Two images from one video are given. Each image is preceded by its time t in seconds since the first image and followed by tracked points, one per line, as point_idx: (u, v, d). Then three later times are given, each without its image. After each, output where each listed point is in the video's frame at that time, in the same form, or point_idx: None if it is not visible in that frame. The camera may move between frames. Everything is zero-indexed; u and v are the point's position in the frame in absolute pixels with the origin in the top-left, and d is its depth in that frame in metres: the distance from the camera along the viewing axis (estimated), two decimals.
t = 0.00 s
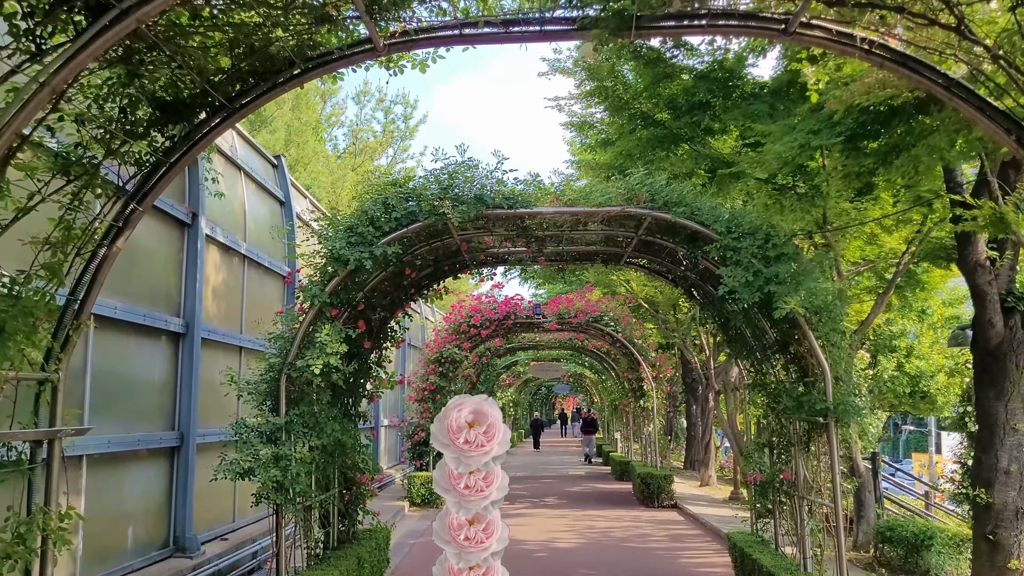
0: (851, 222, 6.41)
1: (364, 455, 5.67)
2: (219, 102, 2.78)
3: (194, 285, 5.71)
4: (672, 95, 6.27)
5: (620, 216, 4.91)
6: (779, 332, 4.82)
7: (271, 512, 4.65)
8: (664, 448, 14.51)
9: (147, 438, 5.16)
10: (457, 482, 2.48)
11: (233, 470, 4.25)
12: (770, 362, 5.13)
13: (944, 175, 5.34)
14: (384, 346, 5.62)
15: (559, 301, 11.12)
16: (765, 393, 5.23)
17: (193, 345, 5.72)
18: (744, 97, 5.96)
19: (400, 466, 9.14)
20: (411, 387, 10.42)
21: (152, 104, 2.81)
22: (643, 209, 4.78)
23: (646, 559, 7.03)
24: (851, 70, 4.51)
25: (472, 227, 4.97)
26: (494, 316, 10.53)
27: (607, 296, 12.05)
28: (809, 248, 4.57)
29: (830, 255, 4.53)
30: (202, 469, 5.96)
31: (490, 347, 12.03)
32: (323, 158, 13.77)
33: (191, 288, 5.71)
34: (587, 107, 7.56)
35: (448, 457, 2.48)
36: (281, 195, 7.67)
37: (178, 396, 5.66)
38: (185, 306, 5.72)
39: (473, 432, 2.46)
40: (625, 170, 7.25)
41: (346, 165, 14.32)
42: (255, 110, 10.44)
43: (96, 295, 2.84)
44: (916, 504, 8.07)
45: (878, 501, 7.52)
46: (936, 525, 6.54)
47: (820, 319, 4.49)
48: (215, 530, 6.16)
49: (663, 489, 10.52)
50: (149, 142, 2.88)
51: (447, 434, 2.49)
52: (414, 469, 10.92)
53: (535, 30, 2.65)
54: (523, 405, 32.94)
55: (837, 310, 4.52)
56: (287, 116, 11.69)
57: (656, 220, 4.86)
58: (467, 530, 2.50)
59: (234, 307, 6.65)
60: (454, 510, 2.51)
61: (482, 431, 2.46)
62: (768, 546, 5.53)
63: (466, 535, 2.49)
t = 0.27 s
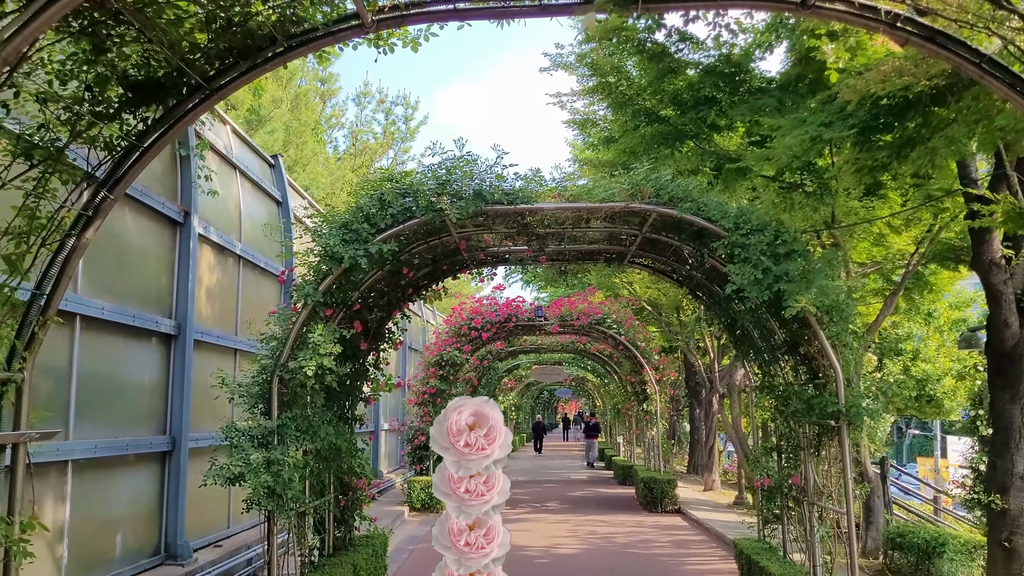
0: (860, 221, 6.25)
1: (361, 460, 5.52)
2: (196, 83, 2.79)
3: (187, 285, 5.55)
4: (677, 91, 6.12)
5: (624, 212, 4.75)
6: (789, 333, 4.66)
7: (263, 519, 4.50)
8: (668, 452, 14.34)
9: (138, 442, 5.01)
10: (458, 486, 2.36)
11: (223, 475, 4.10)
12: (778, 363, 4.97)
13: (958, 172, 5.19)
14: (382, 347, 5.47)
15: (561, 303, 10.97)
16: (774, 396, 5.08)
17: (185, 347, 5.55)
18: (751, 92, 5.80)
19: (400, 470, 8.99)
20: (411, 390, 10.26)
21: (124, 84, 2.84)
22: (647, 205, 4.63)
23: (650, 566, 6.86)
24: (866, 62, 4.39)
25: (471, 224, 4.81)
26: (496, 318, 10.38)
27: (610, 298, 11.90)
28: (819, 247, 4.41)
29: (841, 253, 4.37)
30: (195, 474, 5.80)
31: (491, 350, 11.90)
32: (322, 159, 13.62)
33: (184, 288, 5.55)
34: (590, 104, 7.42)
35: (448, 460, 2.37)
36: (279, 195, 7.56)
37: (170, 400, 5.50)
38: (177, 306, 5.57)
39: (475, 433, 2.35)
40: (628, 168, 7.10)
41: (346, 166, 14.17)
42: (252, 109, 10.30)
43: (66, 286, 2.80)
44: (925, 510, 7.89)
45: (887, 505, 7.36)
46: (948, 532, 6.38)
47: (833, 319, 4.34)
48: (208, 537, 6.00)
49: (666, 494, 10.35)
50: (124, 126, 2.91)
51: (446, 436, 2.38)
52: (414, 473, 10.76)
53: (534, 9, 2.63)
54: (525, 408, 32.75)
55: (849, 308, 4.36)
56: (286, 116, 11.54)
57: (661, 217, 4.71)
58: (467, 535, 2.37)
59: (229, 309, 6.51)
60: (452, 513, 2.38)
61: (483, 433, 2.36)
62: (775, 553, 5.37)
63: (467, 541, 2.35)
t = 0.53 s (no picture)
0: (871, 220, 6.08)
1: (357, 467, 5.34)
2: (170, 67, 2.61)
3: (177, 286, 5.38)
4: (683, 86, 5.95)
5: (629, 210, 4.57)
6: (801, 335, 4.48)
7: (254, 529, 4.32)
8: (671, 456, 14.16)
9: (126, 448, 4.83)
10: (459, 494, 2.24)
11: (211, 484, 3.92)
12: (789, 367, 4.80)
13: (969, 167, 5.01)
14: (378, 351, 5.29)
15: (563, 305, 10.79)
16: (784, 401, 4.89)
17: (176, 350, 5.38)
18: (759, 87, 5.62)
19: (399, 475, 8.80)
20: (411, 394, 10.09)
21: (91, 66, 2.72)
22: (653, 202, 4.46)
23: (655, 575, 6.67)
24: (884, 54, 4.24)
25: (470, 222, 4.64)
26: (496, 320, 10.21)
27: (613, 300, 11.72)
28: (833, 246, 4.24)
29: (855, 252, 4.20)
30: (186, 481, 5.63)
31: (492, 353, 11.74)
32: (321, 158, 13.44)
33: (174, 288, 5.38)
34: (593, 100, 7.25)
35: (448, 467, 2.25)
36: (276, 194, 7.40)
37: (160, 404, 5.33)
38: (168, 307, 5.40)
39: (475, 438, 2.24)
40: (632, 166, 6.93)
41: (345, 165, 13.98)
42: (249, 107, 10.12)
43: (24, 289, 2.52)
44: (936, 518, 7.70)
45: (898, 513, 7.17)
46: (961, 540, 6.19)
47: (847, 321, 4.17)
48: (200, 546, 5.83)
49: (670, 499, 10.16)
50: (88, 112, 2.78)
51: (446, 442, 2.26)
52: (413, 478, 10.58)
53: None
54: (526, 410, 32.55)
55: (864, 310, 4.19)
56: (284, 114, 11.37)
57: (667, 215, 4.53)
58: (468, 544, 2.26)
59: (223, 310, 6.33)
60: (453, 521, 2.27)
61: (484, 438, 2.25)
62: (785, 563, 5.18)
63: (467, 550, 2.24)
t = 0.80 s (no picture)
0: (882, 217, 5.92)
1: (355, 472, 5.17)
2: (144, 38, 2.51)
3: (169, 285, 5.22)
4: (689, 80, 5.80)
5: (635, 204, 4.41)
6: (815, 334, 4.31)
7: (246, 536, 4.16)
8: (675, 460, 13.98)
9: (115, 453, 4.67)
10: (457, 499, 2.08)
11: (201, 490, 3.76)
12: (801, 368, 4.63)
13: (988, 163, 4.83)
14: (376, 352, 5.13)
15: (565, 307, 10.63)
16: (796, 403, 4.73)
17: (167, 351, 5.21)
18: (767, 80, 5.47)
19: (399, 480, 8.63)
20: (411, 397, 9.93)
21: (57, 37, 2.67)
22: (661, 197, 4.29)
23: None
24: (902, 43, 4.10)
25: (470, 218, 4.48)
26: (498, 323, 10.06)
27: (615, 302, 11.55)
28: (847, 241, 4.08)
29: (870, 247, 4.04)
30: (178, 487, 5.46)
31: (493, 356, 11.59)
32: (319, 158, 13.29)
33: (165, 288, 5.21)
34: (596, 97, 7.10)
35: (446, 472, 2.09)
36: (272, 193, 7.24)
37: (150, 407, 5.16)
38: (159, 308, 5.23)
39: (475, 442, 2.08)
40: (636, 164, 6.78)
41: (344, 166, 13.83)
42: (246, 106, 9.98)
43: None
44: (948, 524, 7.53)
45: (910, 518, 6.99)
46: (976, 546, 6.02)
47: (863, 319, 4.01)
48: (195, 553, 5.66)
49: (675, 504, 9.98)
50: (60, 85, 2.73)
51: (444, 446, 2.10)
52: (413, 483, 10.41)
53: None
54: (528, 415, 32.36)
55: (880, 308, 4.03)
56: (281, 114, 11.22)
57: (675, 210, 4.37)
58: (469, 550, 2.11)
59: (217, 312, 6.17)
60: (453, 529, 2.11)
61: (484, 442, 2.10)
62: (797, 571, 5.01)
63: (467, 557, 2.09)
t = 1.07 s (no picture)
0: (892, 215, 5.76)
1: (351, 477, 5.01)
2: (112, 11, 2.27)
3: (159, 285, 5.06)
4: (695, 74, 5.65)
5: (641, 200, 4.25)
6: (828, 335, 4.15)
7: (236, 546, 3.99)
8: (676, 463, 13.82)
9: (102, 459, 4.51)
10: (454, 505, 1.92)
11: (188, 498, 3.60)
12: (813, 370, 4.47)
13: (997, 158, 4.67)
14: (373, 353, 4.96)
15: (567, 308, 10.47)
16: (808, 407, 4.56)
17: (157, 353, 5.05)
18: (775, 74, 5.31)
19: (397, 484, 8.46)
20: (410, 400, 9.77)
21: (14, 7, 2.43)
22: (668, 192, 4.13)
23: None
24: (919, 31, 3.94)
25: (470, 214, 4.32)
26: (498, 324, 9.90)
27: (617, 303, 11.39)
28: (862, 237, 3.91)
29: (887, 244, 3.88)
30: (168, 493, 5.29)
31: (494, 358, 11.44)
32: (317, 158, 13.13)
33: (155, 288, 5.05)
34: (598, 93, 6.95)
35: (443, 477, 1.93)
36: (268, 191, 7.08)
37: (140, 411, 5.00)
38: (148, 308, 5.07)
39: (473, 446, 1.92)
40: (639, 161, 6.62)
41: (342, 166, 13.68)
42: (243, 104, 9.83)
43: None
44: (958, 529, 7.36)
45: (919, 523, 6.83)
46: (989, 553, 5.86)
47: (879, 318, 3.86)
48: (186, 560, 5.48)
49: (678, 508, 9.82)
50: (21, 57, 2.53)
51: (441, 451, 1.94)
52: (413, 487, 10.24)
53: None
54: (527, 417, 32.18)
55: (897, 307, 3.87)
56: (279, 112, 11.07)
57: (683, 205, 4.21)
58: (467, 559, 1.95)
59: (210, 312, 6.01)
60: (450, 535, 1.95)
61: (482, 446, 1.94)
62: None
63: (464, 565, 1.93)
